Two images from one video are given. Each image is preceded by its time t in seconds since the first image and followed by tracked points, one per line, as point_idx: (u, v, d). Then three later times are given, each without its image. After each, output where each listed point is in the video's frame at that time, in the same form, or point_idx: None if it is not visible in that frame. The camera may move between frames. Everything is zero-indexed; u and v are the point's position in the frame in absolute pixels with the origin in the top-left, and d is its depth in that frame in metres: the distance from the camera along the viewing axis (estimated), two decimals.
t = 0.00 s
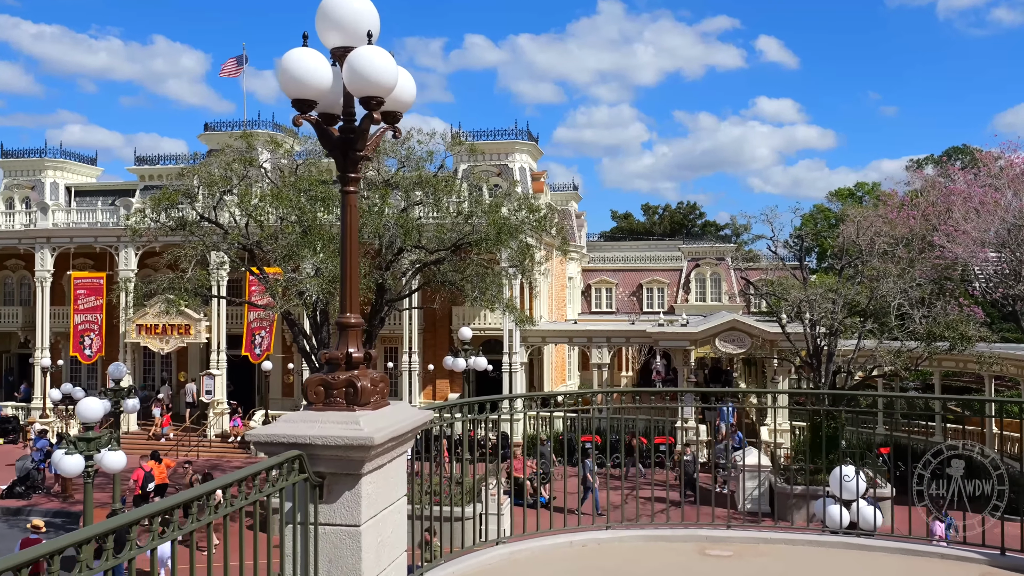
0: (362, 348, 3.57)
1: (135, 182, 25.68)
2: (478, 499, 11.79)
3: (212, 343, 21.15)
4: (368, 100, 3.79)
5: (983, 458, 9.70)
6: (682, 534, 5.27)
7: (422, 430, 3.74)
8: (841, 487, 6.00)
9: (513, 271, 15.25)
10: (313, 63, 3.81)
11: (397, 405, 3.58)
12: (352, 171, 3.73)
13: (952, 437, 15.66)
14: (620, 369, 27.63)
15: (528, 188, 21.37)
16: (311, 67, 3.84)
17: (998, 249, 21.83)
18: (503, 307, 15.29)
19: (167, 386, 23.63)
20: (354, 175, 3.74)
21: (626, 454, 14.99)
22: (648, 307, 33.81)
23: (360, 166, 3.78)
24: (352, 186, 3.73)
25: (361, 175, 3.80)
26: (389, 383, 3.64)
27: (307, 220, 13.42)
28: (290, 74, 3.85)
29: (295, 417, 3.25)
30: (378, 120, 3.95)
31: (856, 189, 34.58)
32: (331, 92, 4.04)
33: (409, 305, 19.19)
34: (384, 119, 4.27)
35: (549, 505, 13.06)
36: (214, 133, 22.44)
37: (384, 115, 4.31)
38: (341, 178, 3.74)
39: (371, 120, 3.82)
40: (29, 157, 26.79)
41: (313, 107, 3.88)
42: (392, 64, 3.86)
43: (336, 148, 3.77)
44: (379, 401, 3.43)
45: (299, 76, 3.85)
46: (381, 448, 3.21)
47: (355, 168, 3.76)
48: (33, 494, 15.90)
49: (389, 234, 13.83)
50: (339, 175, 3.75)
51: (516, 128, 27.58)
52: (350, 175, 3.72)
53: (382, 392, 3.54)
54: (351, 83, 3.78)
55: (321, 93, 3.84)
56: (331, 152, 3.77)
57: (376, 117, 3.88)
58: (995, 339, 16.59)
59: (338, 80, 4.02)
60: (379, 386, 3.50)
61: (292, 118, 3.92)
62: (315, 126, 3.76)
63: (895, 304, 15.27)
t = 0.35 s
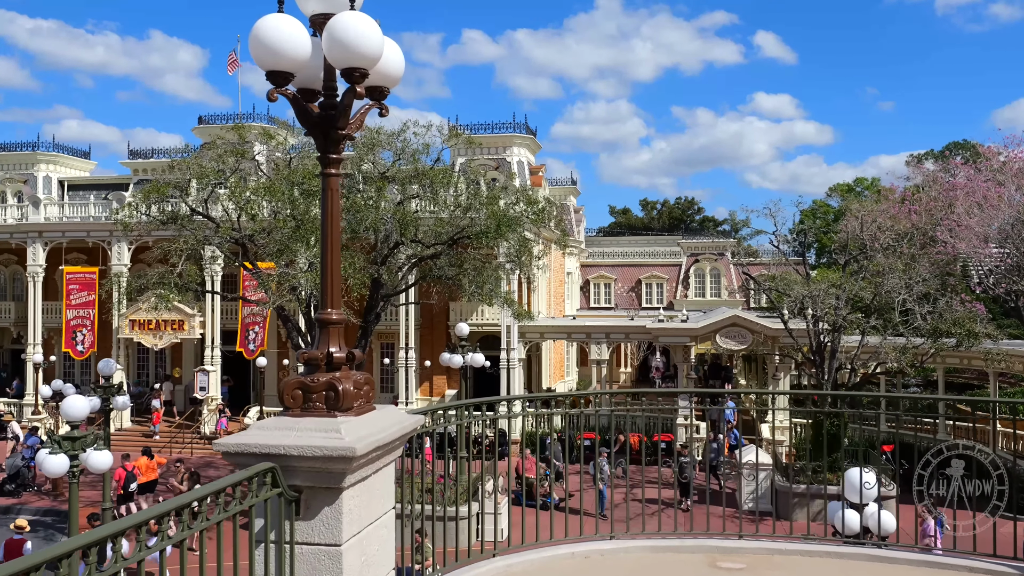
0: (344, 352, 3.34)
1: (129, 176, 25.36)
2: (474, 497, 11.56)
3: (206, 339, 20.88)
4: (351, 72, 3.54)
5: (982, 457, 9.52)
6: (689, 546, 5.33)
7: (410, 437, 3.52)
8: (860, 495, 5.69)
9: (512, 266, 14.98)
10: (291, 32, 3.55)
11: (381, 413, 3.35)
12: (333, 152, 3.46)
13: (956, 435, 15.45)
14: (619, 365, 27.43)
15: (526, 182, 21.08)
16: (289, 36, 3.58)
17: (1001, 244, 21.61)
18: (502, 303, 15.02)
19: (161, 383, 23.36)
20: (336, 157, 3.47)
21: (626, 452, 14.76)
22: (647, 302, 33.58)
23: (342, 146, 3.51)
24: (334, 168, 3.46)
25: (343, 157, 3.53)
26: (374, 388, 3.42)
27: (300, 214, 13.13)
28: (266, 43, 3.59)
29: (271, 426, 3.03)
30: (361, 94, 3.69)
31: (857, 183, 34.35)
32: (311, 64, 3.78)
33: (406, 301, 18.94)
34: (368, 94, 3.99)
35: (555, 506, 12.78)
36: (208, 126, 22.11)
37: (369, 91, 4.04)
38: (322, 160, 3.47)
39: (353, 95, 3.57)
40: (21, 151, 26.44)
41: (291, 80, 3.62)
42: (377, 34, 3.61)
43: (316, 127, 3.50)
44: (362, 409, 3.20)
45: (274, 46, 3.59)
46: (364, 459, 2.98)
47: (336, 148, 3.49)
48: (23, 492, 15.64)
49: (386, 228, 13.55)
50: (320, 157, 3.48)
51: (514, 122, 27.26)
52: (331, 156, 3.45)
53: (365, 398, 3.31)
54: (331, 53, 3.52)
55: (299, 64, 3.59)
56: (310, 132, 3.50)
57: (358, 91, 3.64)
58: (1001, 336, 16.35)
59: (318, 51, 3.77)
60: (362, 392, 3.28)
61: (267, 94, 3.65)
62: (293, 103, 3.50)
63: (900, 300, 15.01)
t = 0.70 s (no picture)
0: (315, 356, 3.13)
1: (123, 171, 25.11)
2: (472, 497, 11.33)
3: (201, 335, 20.66)
4: (321, 45, 3.29)
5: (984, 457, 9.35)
6: (692, 556, 5.26)
7: (390, 446, 3.32)
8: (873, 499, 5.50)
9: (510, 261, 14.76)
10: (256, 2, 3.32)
11: (357, 422, 3.15)
12: (305, 134, 3.26)
13: (959, 433, 15.27)
14: (618, 361, 27.21)
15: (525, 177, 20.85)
16: (255, 5, 3.35)
17: (1004, 239, 21.41)
18: (500, 299, 14.76)
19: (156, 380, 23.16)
20: (306, 139, 3.27)
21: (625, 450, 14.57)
22: (647, 299, 33.35)
23: (313, 127, 3.31)
24: (305, 150, 3.27)
25: (315, 138, 3.33)
26: (350, 394, 3.21)
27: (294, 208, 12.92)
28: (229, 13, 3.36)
29: (234, 438, 2.82)
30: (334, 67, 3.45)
31: (858, 178, 34.11)
32: (280, 38, 3.55)
33: (403, 297, 18.74)
34: (344, 71, 3.75)
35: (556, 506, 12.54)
36: (202, 120, 21.85)
37: (345, 67, 3.79)
38: (292, 142, 3.26)
39: (325, 70, 3.34)
40: (14, 146, 26.19)
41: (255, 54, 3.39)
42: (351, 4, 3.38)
43: (285, 106, 3.29)
44: (334, 419, 2.99)
45: (239, 16, 3.35)
46: (334, 473, 2.78)
47: (308, 129, 3.29)
48: (14, 491, 15.39)
49: (381, 222, 13.33)
50: (289, 139, 3.27)
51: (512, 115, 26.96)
52: (302, 138, 3.25)
53: (338, 405, 3.10)
54: (301, 24, 3.29)
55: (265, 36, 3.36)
56: (279, 111, 3.29)
57: (331, 65, 3.40)
58: (1006, 332, 16.12)
59: (287, 23, 3.53)
60: (335, 400, 3.06)
61: (232, 68, 3.42)
62: (260, 78, 3.27)
63: (904, 296, 14.78)
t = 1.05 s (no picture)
0: (264, 357, 2.92)
1: (116, 163, 24.81)
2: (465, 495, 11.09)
3: (194, 330, 20.41)
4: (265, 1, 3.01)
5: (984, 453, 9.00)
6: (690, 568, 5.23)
7: (349, 456, 3.11)
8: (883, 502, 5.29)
9: (507, 254, 14.47)
10: None
11: (310, 430, 2.94)
12: (249, 104, 2.98)
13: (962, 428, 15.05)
14: (617, 355, 26.99)
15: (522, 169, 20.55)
16: None
17: (1007, 231, 21.14)
18: (495, 292, 14.48)
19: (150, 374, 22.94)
20: (252, 109, 2.99)
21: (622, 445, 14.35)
22: (645, 292, 33.10)
23: (259, 96, 3.02)
24: (250, 122, 2.99)
25: (263, 109, 3.05)
26: (304, 398, 3.01)
27: (284, 200, 12.65)
28: None
29: (169, 449, 2.61)
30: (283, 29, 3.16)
31: (859, 171, 33.83)
32: None
33: (398, 291, 18.50)
34: (296, 34, 3.47)
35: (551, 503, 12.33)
36: (194, 112, 21.53)
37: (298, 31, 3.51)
38: (236, 113, 2.99)
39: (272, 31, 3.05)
40: (6, 138, 25.89)
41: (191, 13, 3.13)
42: None
43: (229, 74, 3.01)
44: (282, 427, 2.79)
45: None
46: (278, 489, 2.57)
47: (253, 99, 3.00)
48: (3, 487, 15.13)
49: (374, 214, 13.06)
50: (233, 110, 2.99)
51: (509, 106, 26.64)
52: (247, 109, 2.98)
53: (290, 411, 2.90)
54: None
55: None
56: (222, 80, 3.01)
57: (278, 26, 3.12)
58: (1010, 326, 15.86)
59: None
60: (285, 406, 2.86)
61: (168, 30, 3.16)
62: (199, 42, 2.99)
63: (908, 290, 14.52)
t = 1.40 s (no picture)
0: (204, 372, 2.71)
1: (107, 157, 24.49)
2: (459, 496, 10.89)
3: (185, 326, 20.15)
4: None
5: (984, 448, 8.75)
6: None
7: (305, 479, 2.89)
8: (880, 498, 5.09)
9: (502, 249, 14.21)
10: None
11: (258, 452, 2.73)
12: (187, 82, 2.78)
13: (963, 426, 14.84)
14: (614, 351, 26.79)
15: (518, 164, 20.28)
16: None
17: (1008, 227, 20.92)
18: (490, 289, 14.22)
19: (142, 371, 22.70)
20: (190, 88, 2.79)
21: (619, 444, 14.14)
22: (642, 288, 32.87)
23: (199, 73, 2.82)
24: (189, 103, 2.79)
25: (202, 87, 2.85)
26: (252, 416, 2.81)
27: (273, 194, 12.37)
28: None
29: (90, 479, 2.41)
30: None
31: (857, 166, 33.59)
32: None
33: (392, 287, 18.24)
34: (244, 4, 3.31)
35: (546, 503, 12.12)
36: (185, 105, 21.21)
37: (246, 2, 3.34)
38: (172, 91, 2.78)
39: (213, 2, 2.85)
40: None
41: None
42: None
43: (163, 48, 2.80)
44: (223, 449, 2.59)
45: None
46: (211, 525, 2.35)
47: (191, 77, 2.80)
48: None
49: (364, 208, 12.78)
50: (169, 89, 2.79)
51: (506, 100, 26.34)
52: (184, 87, 2.77)
53: (234, 430, 2.70)
54: None
55: None
56: (156, 54, 2.80)
57: None
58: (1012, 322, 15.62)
59: None
60: (228, 425, 2.66)
61: None
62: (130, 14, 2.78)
63: (909, 285, 14.30)
